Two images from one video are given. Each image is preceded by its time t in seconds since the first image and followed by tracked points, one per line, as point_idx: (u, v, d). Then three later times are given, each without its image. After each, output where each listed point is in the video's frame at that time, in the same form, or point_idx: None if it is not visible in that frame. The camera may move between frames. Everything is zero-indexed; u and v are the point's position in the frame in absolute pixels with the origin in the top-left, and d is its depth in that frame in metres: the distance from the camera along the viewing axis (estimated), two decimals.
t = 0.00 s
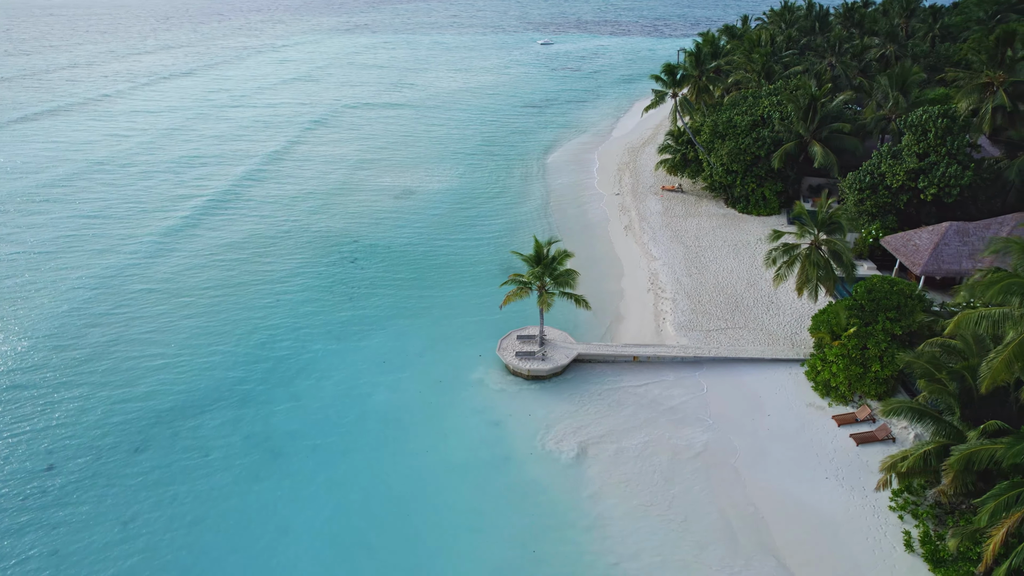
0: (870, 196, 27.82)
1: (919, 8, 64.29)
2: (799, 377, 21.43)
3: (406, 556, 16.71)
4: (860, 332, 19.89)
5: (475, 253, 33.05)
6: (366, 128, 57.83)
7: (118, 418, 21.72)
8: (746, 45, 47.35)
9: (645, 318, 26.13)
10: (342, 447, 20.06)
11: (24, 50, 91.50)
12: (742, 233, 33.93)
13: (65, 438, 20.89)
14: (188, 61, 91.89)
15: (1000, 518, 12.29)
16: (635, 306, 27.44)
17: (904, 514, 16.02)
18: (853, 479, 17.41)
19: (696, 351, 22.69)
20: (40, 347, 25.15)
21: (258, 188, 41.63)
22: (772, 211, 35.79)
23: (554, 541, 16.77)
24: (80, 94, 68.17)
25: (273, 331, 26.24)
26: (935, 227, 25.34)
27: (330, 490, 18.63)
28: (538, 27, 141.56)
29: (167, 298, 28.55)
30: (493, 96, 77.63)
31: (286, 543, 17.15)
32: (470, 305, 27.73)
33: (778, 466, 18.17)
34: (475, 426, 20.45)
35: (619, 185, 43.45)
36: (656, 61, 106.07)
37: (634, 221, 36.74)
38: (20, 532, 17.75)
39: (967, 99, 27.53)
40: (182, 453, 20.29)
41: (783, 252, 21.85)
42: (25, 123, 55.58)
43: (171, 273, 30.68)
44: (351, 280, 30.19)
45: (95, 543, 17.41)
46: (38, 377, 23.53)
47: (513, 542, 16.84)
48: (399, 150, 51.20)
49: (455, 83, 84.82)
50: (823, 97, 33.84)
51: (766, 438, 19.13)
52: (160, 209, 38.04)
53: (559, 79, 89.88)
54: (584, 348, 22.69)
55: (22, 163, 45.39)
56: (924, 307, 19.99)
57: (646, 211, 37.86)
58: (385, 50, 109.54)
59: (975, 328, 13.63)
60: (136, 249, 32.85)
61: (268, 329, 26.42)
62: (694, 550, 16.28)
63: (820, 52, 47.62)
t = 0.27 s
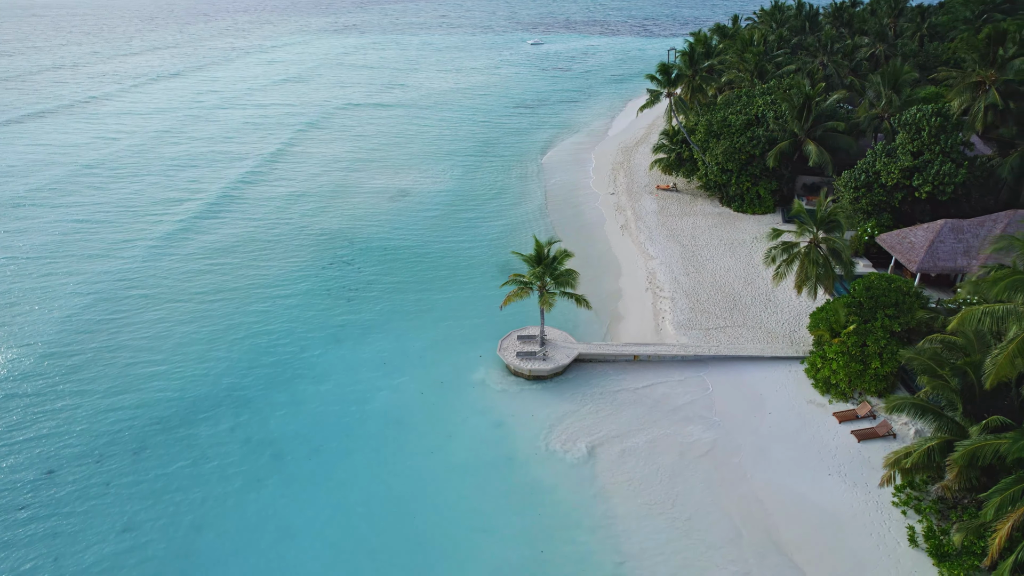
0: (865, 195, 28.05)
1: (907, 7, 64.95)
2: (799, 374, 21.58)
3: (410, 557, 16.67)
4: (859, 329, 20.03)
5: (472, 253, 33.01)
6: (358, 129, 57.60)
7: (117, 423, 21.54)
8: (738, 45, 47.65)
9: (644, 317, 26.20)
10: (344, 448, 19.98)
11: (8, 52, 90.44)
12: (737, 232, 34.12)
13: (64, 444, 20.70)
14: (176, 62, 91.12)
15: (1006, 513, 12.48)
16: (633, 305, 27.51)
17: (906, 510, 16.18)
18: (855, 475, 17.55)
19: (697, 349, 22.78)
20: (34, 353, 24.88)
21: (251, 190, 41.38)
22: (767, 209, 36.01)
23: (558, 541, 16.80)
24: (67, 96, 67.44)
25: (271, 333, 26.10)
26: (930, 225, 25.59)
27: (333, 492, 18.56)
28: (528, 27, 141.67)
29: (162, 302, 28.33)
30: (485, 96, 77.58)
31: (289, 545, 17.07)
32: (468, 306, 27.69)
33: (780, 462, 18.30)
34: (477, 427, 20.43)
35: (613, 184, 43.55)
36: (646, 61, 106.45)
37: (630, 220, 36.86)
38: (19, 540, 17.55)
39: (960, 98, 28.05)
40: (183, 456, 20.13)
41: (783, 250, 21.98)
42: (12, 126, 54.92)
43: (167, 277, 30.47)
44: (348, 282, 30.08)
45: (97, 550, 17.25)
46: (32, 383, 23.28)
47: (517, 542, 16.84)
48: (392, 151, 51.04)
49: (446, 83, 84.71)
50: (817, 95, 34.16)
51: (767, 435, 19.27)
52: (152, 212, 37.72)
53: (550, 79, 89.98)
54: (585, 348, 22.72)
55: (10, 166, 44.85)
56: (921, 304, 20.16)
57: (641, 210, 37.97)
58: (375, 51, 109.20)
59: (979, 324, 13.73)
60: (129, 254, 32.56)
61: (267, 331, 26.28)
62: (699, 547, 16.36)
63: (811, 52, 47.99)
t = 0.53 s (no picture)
0: (861, 192, 28.33)
1: (895, 7, 65.60)
2: (800, 372, 21.70)
3: (414, 559, 16.60)
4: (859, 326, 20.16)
5: (470, 253, 32.95)
6: (350, 130, 57.38)
7: (116, 426, 21.32)
8: (731, 45, 47.96)
9: (644, 316, 26.27)
10: (347, 449, 19.88)
11: None
12: (733, 230, 34.29)
13: (62, 448, 20.46)
14: (165, 63, 90.41)
15: (1012, 506, 12.65)
16: (633, 304, 27.57)
17: (910, 505, 16.32)
18: (859, 471, 17.67)
19: (698, 347, 22.86)
20: (28, 357, 24.54)
21: (244, 192, 41.09)
22: (762, 208, 36.24)
23: (563, 540, 16.79)
24: (54, 98, 66.70)
25: (269, 336, 25.91)
26: (925, 222, 25.82)
27: (336, 493, 18.45)
28: (517, 27, 141.83)
29: (158, 306, 28.06)
30: (477, 96, 77.55)
31: (293, 547, 16.94)
32: (467, 306, 27.63)
33: (783, 459, 18.40)
34: (480, 427, 20.39)
35: (609, 184, 43.67)
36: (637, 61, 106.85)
37: (627, 219, 36.98)
38: (18, 546, 17.30)
39: (953, 96, 28.31)
40: (184, 459, 19.96)
41: (782, 248, 22.12)
42: None
43: (163, 280, 30.21)
44: (346, 283, 29.92)
45: (98, 555, 17.06)
46: (27, 388, 22.97)
47: (522, 542, 16.82)
48: (386, 152, 50.88)
49: (438, 84, 84.55)
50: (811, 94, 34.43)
51: (770, 432, 19.37)
52: (145, 215, 37.37)
53: (541, 79, 90.08)
54: (586, 347, 22.73)
55: None
56: (918, 300, 20.30)
57: (637, 210, 38.08)
58: (366, 51, 108.86)
59: (982, 321, 13.93)
60: (122, 257, 32.23)
61: (265, 333, 26.11)
62: (704, 544, 16.40)
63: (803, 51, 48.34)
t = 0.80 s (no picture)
0: (856, 190, 28.60)
1: (883, 7, 66.20)
2: (799, 369, 21.84)
3: (419, 561, 16.54)
4: (858, 323, 20.28)
5: (467, 253, 32.93)
6: (343, 131, 57.16)
7: (115, 432, 21.12)
8: (724, 44, 48.19)
9: (644, 316, 26.34)
10: (350, 451, 19.79)
11: None
12: (729, 229, 34.46)
13: (61, 455, 20.24)
14: (153, 65, 89.58)
15: (1017, 501, 12.84)
16: (632, 303, 27.63)
17: (913, 500, 16.46)
18: (862, 467, 17.80)
19: (698, 346, 22.97)
20: (24, 364, 24.30)
21: (238, 195, 40.83)
22: (757, 206, 36.46)
23: (569, 541, 16.79)
24: (41, 101, 65.95)
25: (267, 338, 25.78)
26: (921, 220, 26.06)
27: (340, 497, 18.36)
28: (507, 27, 141.94)
29: (154, 310, 27.86)
30: (468, 97, 77.46)
31: (298, 552, 16.84)
32: (467, 306, 27.59)
33: (786, 455, 18.52)
34: (483, 428, 20.37)
35: (604, 184, 43.75)
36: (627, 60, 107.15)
37: (623, 218, 37.06)
38: (19, 554, 17.14)
39: (946, 95, 28.61)
40: (186, 464, 19.80)
41: (782, 246, 22.24)
42: None
43: (158, 284, 29.96)
44: (344, 284, 29.82)
45: (100, 563, 16.89)
46: (25, 394, 22.76)
47: (529, 543, 16.80)
48: (379, 153, 50.72)
49: (429, 84, 84.43)
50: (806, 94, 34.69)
51: (772, 429, 19.48)
52: (138, 219, 37.06)
53: (532, 79, 90.17)
54: (586, 347, 22.76)
55: None
56: (916, 297, 20.45)
57: (633, 209, 38.20)
58: (356, 52, 108.47)
59: (987, 317, 14.14)
60: (117, 263, 32.03)
61: (264, 336, 25.95)
62: (711, 542, 16.46)
63: (795, 50, 48.68)
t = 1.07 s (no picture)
0: (852, 189, 28.86)
1: (871, 7, 66.82)
2: (799, 367, 21.99)
3: (423, 563, 16.48)
4: (858, 321, 20.42)
5: (464, 254, 32.89)
6: (335, 131, 56.90)
7: (114, 437, 20.91)
8: (716, 43, 48.40)
9: (643, 315, 26.41)
10: (353, 453, 19.71)
11: None
12: (725, 227, 34.64)
13: (60, 462, 20.00)
14: (140, 66, 88.72)
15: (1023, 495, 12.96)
16: (631, 302, 27.69)
17: (916, 495, 16.60)
18: (864, 464, 17.93)
19: (699, 344, 23.07)
20: (19, 369, 24.04)
21: (232, 197, 40.55)
22: (752, 205, 36.67)
23: (575, 540, 16.79)
24: (27, 103, 65.15)
25: (266, 340, 25.64)
26: (916, 218, 26.30)
27: (344, 499, 18.27)
28: (496, 27, 141.94)
29: (150, 314, 27.64)
30: (460, 97, 77.36)
31: (298, 552, 16.82)
32: (465, 306, 27.55)
33: (788, 452, 18.65)
34: (486, 428, 20.34)
35: (599, 183, 43.83)
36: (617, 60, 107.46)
37: (619, 218, 37.14)
38: (19, 561, 16.98)
39: (939, 94, 28.87)
40: (187, 468, 19.63)
41: (781, 244, 22.38)
42: None
43: (153, 288, 29.68)
44: (341, 285, 29.70)
45: (102, 569, 16.72)
46: (21, 400, 22.53)
47: (534, 542, 16.80)
48: (372, 153, 50.54)
49: (420, 84, 84.25)
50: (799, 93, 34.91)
51: (774, 426, 19.61)
52: (131, 223, 36.72)
53: (523, 79, 90.21)
54: (587, 346, 22.78)
55: None
56: (913, 293, 20.62)
57: (629, 208, 38.30)
58: (346, 53, 108.05)
59: (990, 312, 14.27)
60: (110, 266, 31.72)
61: (262, 339, 25.78)
62: (716, 540, 16.52)
63: (787, 49, 48.98)
